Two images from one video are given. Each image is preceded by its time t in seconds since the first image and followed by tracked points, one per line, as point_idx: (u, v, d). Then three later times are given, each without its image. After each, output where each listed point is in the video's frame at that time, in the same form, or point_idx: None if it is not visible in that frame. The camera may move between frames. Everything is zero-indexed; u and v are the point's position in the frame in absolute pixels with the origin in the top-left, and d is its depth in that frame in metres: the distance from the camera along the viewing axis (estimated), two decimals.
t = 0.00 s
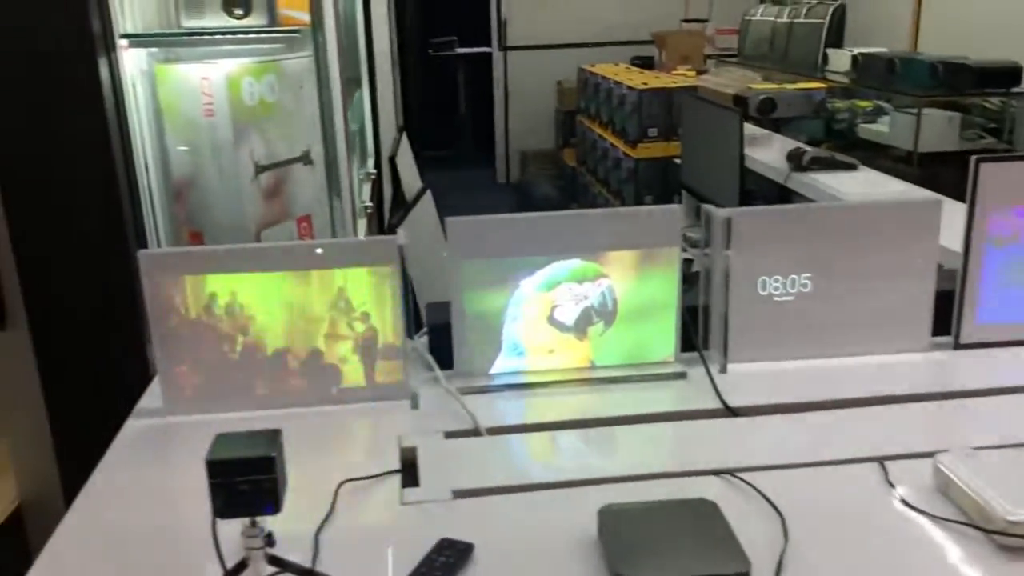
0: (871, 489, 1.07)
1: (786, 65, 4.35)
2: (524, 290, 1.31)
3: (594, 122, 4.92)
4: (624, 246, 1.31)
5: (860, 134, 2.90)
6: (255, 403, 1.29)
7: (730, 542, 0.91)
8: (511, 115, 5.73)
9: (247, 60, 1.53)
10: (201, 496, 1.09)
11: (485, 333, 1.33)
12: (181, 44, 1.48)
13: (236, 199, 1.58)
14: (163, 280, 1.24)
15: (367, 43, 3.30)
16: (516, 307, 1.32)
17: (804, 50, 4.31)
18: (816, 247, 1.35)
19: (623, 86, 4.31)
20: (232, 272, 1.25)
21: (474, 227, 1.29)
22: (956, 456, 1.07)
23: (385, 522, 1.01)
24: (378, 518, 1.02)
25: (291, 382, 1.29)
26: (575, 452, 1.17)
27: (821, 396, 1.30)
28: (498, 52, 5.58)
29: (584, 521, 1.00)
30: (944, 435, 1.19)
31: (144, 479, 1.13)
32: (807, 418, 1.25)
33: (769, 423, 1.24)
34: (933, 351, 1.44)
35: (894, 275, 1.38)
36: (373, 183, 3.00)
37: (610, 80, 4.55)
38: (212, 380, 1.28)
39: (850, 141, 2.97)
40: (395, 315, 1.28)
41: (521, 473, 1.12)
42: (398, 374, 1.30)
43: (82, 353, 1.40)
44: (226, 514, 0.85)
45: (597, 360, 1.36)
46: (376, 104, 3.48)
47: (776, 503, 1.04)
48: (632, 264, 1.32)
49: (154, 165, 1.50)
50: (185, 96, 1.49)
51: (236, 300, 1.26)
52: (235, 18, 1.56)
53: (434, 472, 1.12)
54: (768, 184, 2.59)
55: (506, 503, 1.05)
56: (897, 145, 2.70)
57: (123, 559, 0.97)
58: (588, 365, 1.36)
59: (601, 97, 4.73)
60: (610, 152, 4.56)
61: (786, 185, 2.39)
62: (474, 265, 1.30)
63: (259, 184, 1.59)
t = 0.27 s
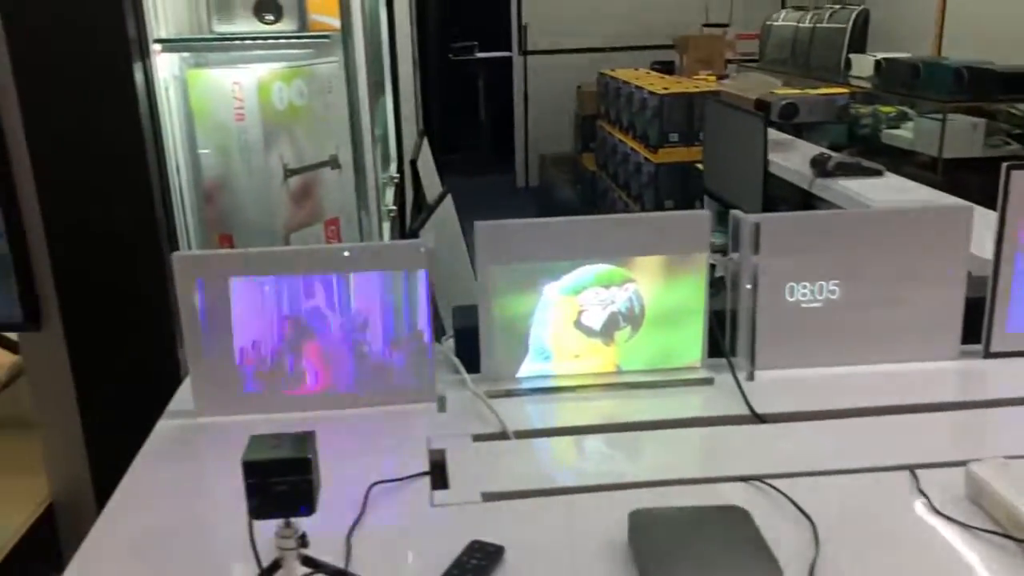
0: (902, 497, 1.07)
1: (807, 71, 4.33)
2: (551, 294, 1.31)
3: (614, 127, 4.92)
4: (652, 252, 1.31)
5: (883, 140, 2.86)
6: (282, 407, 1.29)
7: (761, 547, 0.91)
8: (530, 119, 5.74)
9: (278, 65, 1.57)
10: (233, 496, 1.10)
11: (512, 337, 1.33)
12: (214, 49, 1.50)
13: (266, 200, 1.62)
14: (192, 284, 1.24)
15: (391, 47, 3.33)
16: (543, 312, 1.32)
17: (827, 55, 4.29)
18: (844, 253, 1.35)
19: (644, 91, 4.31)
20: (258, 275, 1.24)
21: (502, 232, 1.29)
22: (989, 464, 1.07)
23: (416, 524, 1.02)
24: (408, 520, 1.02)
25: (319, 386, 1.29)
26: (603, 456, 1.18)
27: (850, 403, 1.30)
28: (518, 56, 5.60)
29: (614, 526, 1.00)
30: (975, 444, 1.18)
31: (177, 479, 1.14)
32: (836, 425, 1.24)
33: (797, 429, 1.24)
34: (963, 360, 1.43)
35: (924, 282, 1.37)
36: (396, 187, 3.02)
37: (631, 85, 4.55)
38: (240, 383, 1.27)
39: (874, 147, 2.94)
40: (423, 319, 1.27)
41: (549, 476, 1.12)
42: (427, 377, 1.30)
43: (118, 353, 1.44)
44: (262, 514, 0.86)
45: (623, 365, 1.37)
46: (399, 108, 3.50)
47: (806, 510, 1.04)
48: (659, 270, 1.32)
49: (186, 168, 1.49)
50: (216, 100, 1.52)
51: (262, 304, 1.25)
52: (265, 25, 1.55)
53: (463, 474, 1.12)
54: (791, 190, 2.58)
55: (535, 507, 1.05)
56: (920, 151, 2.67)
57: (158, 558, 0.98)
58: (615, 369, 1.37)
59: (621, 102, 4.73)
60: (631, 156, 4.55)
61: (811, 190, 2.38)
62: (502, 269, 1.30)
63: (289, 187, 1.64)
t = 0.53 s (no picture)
0: (934, 505, 1.06)
1: (830, 77, 4.31)
2: (579, 299, 1.31)
3: (634, 132, 4.92)
4: (679, 257, 1.31)
5: (906, 146, 2.83)
6: (311, 408, 1.30)
7: (792, 555, 0.90)
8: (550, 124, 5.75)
9: (306, 70, 1.57)
10: (266, 498, 1.11)
11: (539, 342, 1.33)
12: (243, 54, 1.52)
13: (294, 205, 1.60)
14: (224, 286, 1.25)
15: (414, 53, 3.35)
16: (570, 317, 1.32)
17: (849, 60, 4.27)
18: (873, 260, 1.34)
19: (665, 96, 4.31)
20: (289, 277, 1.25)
21: (530, 236, 1.29)
22: (1022, 473, 1.06)
23: (445, 527, 1.02)
24: (438, 523, 1.03)
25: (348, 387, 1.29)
26: (630, 461, 1.18)
27: (879, 411, 1.29)
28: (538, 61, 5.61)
29: (644, 531, 1.00)
30: (1007, 453, 1.17)
31: (208, 480, 1.15)
32: (865, 433, 1.24)
33: (825, 436, 1.23)
34: (993, 368, 1.42)
35: (954, 290, 1.37)
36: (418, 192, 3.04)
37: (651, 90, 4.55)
38: (270, 383, 1.29)
39: (896, 153, 2.91)
40: (452, 321, 1.28)
41: (577, 480, 1.12)
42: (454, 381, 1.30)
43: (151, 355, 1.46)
44: (297, 516, 0.86)
45: (650, 370, 1.36)
46: (421, 113, 3.52)
47: (836, 517, 1.04)
48: (687, 275, 1.32)
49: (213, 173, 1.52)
50: (246, 104, 1.52)
51: (291, 306, 1.26)
52: (295, 30, 1.58)
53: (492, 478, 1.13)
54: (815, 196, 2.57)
55: (565, 511, 1.05)
56: (945, 157, 2.64)
57: (193, 558, 0.99)
58: (641, 375, 1.37)
59: (641, 107, 4.73)
60: (651, 162, 4.55)
61: (835, 197, 2.37)
62: (530, 274, 1.31)
63: (318, 191, 1.63)
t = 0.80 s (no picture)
0: (966, 514, 1.05)
1: (851, 83, 4.29)
2: (606, 305, 1.32)
3: (653, 138, 4.91)
4: (707, 264, 1.31)
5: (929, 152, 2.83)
6: (339, 411, 1.31)
7: (825, 562, 0.90)
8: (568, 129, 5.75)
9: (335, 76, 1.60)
10: (296, 500, 1.12)
11: (566, 348, 1.34)
12: (274, 60, 1.53)
13: (322, 209, 1.63)
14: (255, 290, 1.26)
15: (435, 59, 3.37)
16: (597, 323, 1.32)
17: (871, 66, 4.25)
18: (902, 268, 1.34)
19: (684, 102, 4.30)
20: (318, 281, 1.26)
21: (558, 242, 1.30)
22: None
23: (475, 531, 1.03)
24: (468, 527, 1.03)
25: (375, 391, 1.30)
26: (657, 467, 1.18)
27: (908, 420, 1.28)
28: (557, 66, 5.62)
29: (674, 537, 1.00)
30: None
31: (239, 482, 1.16)
32: (895, 442, 1.23)
33: (854, 444, 1.23)
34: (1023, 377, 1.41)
35: (983, 298, 1.36)
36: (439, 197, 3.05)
37: (671, 96, 4.55)
38: (299, 386, 1.30)
39: (919, 159, 2.90)
40: (477, 326, 1.29)
41: (605, 486, 1.12)
42: (481, 386, 1.31)
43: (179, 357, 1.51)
44: (332, 519, 0.87)
45: (676, 377, 1.36)
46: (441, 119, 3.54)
47: (868, 525, 1.03)
48: (715, 281, 1.32)
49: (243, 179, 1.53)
50: (276, 110, 1.54)
51: (320, 310, 1.27)
52: (324, 36, 1.60)
53: (521, 483, 1.13)
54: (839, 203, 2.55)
55: (594, 516, 1.05)
56: (968, 164, 2.64)
57: (225, 559, 1.00)
58: (668, 381, 1.37)
59: (661, 113, 4.73)
60: (670, 167, 4.54)
61: (859, 204, 2.36)
62: (557, 279, 1.31)
63: (344, 197, 1.65)
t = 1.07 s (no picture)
0: (998, 522, 1.05)
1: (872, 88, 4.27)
2: (633, 310, 1.32)
3: (672, 142, 4.91)
4: (735, 269, 1.31)
5: (952, 159, 2.79)
6: (366, 414, 1.32)
7: (857, 568, 0.90)
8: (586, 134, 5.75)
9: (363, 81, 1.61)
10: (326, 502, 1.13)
11: (593, 352, 1.34)
12: (301, 65, 1.54)
13: (349, 214, 1.63)
14: (285, 293, 1.27)
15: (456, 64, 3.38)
16: (624, 328, 1.33)
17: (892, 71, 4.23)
18: (930, 274, 1.33)
19: (704, 107, 4.30)
20: (348, 284, 1.27)
21: (585, 247, 1.30)
22: None
23: (505, 534, 1.03)
24: (497, 530, 1.04)
25: (403, 395, 1.31)
26: (684, 473, 1.18)
27: (937, 427, 1.28)
28: (575, 71, 5.63)
29: (704, 543, 1.01)
30: None
31: (270, 483, 1.18)
32: (924, 449, 1.23)
33: (884, 451, 1.22)
34: None
35: (1013, 305, 1.35)
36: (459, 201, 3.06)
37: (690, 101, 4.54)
38: (327, 389, 1.31)
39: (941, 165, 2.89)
40: (507, 331, 1.29)
41: (634, 491, 1.13)
42: (508, 390, 1.32)
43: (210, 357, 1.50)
44: (366, 522, 0.88)
45: (703, 383, 1.36)
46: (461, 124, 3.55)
47: (899, 532, 1.03)
48: (743, 287, 1.32)
49: (271, 181, 1.55)
50: (304, 114, 1.55)
51: (349, 314, 1.28)
52: (352, 42, 1.56)
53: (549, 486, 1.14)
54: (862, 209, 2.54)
55: (623, 521, 1.06)
56: (992, 170, 2.61)
57: (258, 560, 1.01)
58: (695, 387, 1.36)
59: (680, 118, 4.72)
60: (690, 173, 4.54)
61: (883, 210, 2.35)
62: (584, 285, 1.31)
63: (371, 201, 1.65)
